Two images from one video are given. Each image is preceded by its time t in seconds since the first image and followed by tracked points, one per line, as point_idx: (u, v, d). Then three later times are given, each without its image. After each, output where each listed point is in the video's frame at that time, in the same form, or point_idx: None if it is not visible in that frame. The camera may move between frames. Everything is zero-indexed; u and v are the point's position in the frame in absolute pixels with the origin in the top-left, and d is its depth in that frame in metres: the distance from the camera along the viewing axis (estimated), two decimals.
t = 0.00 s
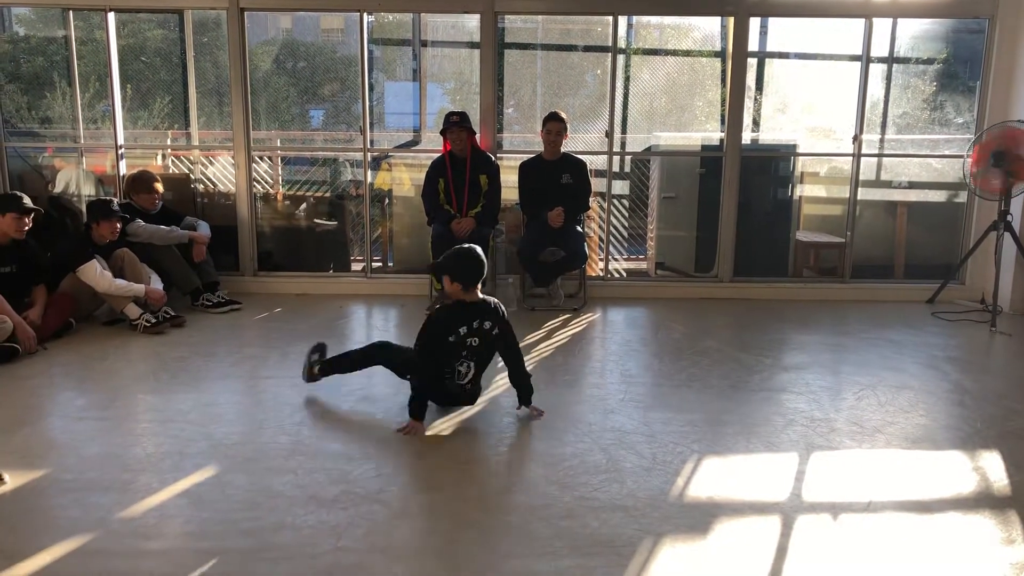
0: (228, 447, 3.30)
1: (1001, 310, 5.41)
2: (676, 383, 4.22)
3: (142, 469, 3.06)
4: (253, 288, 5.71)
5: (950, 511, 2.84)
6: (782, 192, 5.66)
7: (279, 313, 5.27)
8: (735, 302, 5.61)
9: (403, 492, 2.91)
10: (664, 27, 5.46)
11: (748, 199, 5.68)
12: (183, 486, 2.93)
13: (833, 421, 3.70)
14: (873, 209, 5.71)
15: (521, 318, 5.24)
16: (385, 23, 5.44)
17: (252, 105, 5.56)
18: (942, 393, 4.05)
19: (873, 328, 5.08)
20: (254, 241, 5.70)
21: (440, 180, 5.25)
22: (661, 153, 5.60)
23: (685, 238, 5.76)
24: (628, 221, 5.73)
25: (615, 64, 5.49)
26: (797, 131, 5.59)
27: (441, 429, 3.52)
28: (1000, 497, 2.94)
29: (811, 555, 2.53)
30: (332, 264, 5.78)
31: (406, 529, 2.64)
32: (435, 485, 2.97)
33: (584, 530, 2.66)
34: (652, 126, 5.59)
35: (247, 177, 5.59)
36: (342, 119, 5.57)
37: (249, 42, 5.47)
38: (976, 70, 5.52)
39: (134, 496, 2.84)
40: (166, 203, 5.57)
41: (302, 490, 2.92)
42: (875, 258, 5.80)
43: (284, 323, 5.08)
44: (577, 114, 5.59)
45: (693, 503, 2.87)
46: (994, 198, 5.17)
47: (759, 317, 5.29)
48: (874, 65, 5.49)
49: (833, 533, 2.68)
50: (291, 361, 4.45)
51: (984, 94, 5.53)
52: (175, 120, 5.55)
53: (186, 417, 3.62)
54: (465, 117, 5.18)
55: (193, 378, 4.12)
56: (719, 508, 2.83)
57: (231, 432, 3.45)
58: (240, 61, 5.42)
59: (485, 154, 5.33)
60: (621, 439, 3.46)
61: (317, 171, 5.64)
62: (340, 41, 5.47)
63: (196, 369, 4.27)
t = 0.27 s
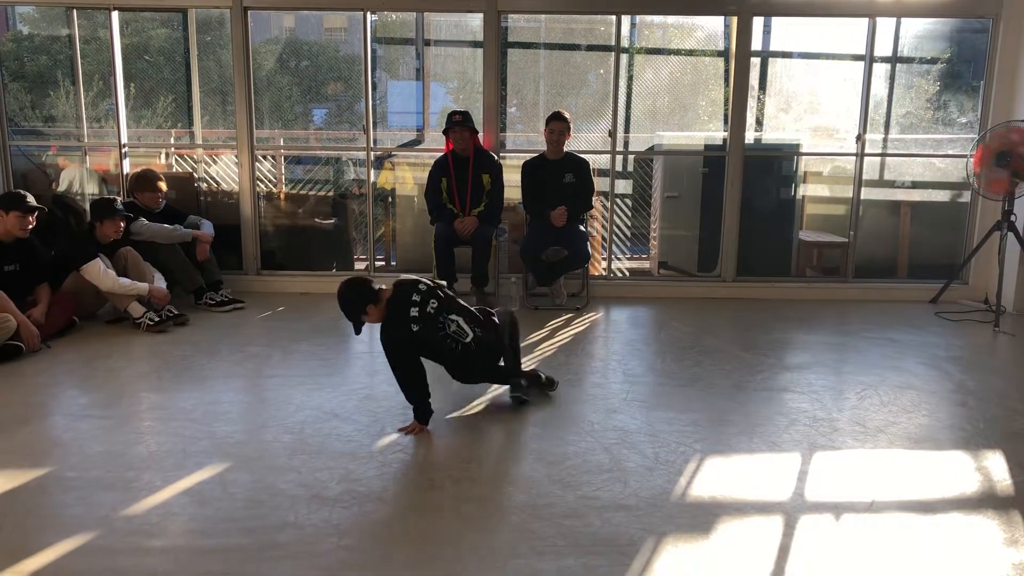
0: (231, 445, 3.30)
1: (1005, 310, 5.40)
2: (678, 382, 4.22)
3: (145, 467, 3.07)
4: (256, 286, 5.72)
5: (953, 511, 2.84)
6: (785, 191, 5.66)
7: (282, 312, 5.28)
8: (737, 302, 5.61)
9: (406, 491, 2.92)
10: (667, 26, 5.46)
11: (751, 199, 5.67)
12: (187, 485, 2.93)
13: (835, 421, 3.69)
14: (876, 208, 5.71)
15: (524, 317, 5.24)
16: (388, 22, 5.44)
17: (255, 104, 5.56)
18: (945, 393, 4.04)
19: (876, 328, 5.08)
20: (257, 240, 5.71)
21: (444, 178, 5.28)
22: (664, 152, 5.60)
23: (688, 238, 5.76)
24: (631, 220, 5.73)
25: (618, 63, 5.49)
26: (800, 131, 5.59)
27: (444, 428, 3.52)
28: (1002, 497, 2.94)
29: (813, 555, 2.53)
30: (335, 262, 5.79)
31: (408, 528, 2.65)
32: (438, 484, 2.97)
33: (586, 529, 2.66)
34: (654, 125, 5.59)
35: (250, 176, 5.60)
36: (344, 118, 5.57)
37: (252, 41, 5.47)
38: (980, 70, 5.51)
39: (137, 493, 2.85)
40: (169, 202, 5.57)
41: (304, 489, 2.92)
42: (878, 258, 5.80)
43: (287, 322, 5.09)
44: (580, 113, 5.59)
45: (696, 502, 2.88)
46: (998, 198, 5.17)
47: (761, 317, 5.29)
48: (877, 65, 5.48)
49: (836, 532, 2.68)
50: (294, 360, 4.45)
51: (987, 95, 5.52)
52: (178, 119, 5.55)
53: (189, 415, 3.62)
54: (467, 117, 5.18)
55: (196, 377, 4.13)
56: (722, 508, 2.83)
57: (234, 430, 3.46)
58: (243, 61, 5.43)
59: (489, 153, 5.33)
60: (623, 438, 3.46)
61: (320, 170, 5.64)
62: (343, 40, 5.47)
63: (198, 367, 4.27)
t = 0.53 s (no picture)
0: (232, 445, 3.30)
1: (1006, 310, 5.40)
2: (680, 382, 4.22)
3: (146, 466, 3.07)
4: (258, 286, 5.72)
5: (954, 511, 2.84)
6: (786, 192, 5.65)
7: (283, 312, 5.28)
8: (739, 302, 5.61)
9: (407, 491, 2.92)
10: (669, 26, 5.46)
11: (753, 199, 5.67)
12: (188, 484, 2.93)
13: (837, 421, 3.69)
14: (878, 209, 5.71)
15: (525, 317, 5.24)
16: (390, 22, 5.45)
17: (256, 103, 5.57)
18: (947, 393, 4.04)
19: (877, 328, 5.08)
20: (258, 239, 5.71)
21: (446, 177, 5.28)
22: (665, 152, 5.60)
23: (689, 238, 5.76)
24: (633, 221, 5.73)
25: (620, 63, 5.49)
26: (802, 131, 5.59)
27: (445, 428, 3.52)
28: (1004, 498, 2.94)
29: (815, 555, 2.53)
30: (336, 262, 5.79)
31: (409, 528, 2.64)
32: (439, 484, 2.97)
33: (588, 529, 2.66)
34: (656, 125, 5.59)
35: (251, 176, 5.60)
36: (346, 117, 5.57)
37: (254, 41, 5.48)
38: (982, 70, 5.51)
39: (138, 493, 2.85)
40: (171, 202, 5.57)
41: (305, 489, 2.92)
42: (880, 258, 5.80)
43: (288, 322, 5.09)
44: (582, 113, 5.59)
45: (698, 502, 2.87)
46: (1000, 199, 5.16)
47: (763, 317, 5.29)
48: (879, 65, 5.48)
49: (837, 533, 2.68)
50: (295, 360, 4.45)
51: (989, 95, 5.52)
52: (180, 119, 5.55)
53: (191, 415, 3.62)
54: (469, 117, 5.19)
55: (197, 377, 4.13)
56: (723, 508, 2.83)
57: (235, 430, 3.46)
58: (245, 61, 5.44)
59: (490, 153, 5.32)
60: (625, 438, 3.46)
61: (322, 170, 5.65)
62: (344, 39, 5.47)
63: (200, 367, 4.27)
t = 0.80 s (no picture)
0: (234, 445, 3.30)
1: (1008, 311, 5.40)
2: (681, 383, 4.21)
3: (148, 466, 3.07)
4: (259, 287, 5.72)
5: (956, 512, 2.84)
6: (788, 192, 5.65)
7: (285, 312, 5.28)
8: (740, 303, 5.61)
9: (409, 492, 2.91)
10: (671, 27, 5.46)
11: (754, 200, 5.67)
12: (190, 484, 2.93)
13: (839, 422, 3.69)
14: (880, 209, 5.70)
15: (527, 317, 5.23)
16: (392, 22, 5.44)
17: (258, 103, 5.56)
18: (948, 394, 4.04)
19: (879, 329, 5.08)
20: (260, 239, 5.71)
21: (447, 178, 5.28)
22: (667, 153, 5.60)
23: (691, 238, 5.76)
24: (634, 221, 5.72)
25: (622, 63, 5.49)
26: (803, 132, 5.59)
27: (447, 428, 3.52)
28: (1006, 499, 2.94)
29: (817, 556, 2.53)
30: (337, 263, 5.79)
31: (410, 529, 2.64)
32: (440, 485, 2.97)
33: (589, 530, 2.66)
34: (658, 126, 5.58)
35: (253, 176, 5.60)
36: (348, 118, 5.57)
37: (255, 41, 5.47)
38: (984, 71, 5.51)
39: (140, 493, 2.85)
40: (173, 201, 5.58)
41: (307, 489, 2.92)
42: (882, 259, 5.79)
43: (290, 322, 5.09)
44: (583, 113, 5.59)
45: (699, 503, 2.87)
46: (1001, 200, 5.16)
47: (764, 318, 5.29)
48: (881, 65, 5.48)
49: (839, 534, 2.68)
50: (297, 360, 4.45)
51: (991, 96, 5.52)
52: (182, 119, 5.56)
53: (192, 415, 3.62)
54: (470, 117, 5.19)
55: (199, 377, 4.12)
56: (725, 509, 2.83)
57: (237, 430, 3.46)
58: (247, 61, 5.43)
59: (492, 154, 5.32)
60: (626, 439, 3.46)
61: (323, 170, 5.65)
62: (346, 40, 5.47)
63: (201, 367, 4.27)
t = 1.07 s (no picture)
0: (235, 445, 3.30)
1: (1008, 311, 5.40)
2: (682, 383, 4.21)
3: (150, 466, 3.07)
4: (260, 287, 5.72)
5: (957, 513, 2.84)
6: (788, 193, 5.65)
7: (286, 312, 5.28)
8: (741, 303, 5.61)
9: (409, 492, 2.92)
10: (671, 27, 5.46)
11: (755, 200, 5.67)
12: (191, 485, 2.94)
13: (839, 422, 3.69)
14: (880, 210, 5.70)
15: (527, 318, 5.23)
16: (393, 23, 5.45)
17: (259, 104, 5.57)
18: (949, 395, 4.04)
19: (880, 329, 5.08)
20: (260, 240, 5.71)
21: (447, 179, 5.28)
22: (668, 153, 5.60)
23: (691, 239, 5.76)
24: (635, 221, 5.72)
25: (622, 64, 5.49)
26: (804, 132, 5.59)
27: (448, 429, 3.52)
28: (1007, 499, 2.94)
29: (818, 556, 2.53)
30: (338, 263, 5.79)
31: (411, 529, 2.64)
32: (441, 485, 2.97)
33: (590, 530, 2.66)
34: (659, 126, 5.59)
35: (253, 177, 5.60)
36: (348, 118, 5.58)
37: (256, 41, 5.47)
38: (985, 71, 5.51)
39: (142, 493, 2.86)
40: (174, 202, 5.58)
41: (308, 489, 2.92)
42: (882, 259, 5.79)
43: (291, 322, 5.09)
44: (584, 113, 5.59)
45: (700, 504, 2.87)
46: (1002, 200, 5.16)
47: (765, 318, 5.29)
48: (881, 66, 5.48)
49: (840, 534, 2.68)
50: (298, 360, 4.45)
51: (992, 96, 5.52)
52: (183, 119, 5.56)
53: (193, 415, 3.63)
54: (471, 118, 5.20)
55: (200, 377, 4.13)
56: (726, 510, 2.83)
57: (238, 430, 3.46)
58: (248, 61, 5.43)
59: (493, 154, 5.32)
60: (627, 439, 3.46)
61: (324, 171, 5.65)
62: (347, 40, 5.47)
63: (202, 367, 4.27)
